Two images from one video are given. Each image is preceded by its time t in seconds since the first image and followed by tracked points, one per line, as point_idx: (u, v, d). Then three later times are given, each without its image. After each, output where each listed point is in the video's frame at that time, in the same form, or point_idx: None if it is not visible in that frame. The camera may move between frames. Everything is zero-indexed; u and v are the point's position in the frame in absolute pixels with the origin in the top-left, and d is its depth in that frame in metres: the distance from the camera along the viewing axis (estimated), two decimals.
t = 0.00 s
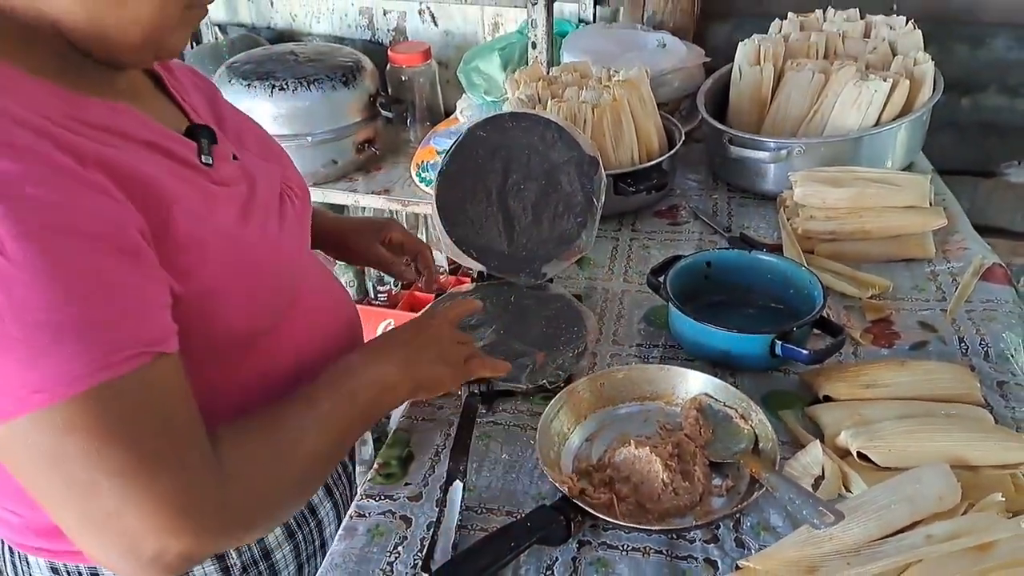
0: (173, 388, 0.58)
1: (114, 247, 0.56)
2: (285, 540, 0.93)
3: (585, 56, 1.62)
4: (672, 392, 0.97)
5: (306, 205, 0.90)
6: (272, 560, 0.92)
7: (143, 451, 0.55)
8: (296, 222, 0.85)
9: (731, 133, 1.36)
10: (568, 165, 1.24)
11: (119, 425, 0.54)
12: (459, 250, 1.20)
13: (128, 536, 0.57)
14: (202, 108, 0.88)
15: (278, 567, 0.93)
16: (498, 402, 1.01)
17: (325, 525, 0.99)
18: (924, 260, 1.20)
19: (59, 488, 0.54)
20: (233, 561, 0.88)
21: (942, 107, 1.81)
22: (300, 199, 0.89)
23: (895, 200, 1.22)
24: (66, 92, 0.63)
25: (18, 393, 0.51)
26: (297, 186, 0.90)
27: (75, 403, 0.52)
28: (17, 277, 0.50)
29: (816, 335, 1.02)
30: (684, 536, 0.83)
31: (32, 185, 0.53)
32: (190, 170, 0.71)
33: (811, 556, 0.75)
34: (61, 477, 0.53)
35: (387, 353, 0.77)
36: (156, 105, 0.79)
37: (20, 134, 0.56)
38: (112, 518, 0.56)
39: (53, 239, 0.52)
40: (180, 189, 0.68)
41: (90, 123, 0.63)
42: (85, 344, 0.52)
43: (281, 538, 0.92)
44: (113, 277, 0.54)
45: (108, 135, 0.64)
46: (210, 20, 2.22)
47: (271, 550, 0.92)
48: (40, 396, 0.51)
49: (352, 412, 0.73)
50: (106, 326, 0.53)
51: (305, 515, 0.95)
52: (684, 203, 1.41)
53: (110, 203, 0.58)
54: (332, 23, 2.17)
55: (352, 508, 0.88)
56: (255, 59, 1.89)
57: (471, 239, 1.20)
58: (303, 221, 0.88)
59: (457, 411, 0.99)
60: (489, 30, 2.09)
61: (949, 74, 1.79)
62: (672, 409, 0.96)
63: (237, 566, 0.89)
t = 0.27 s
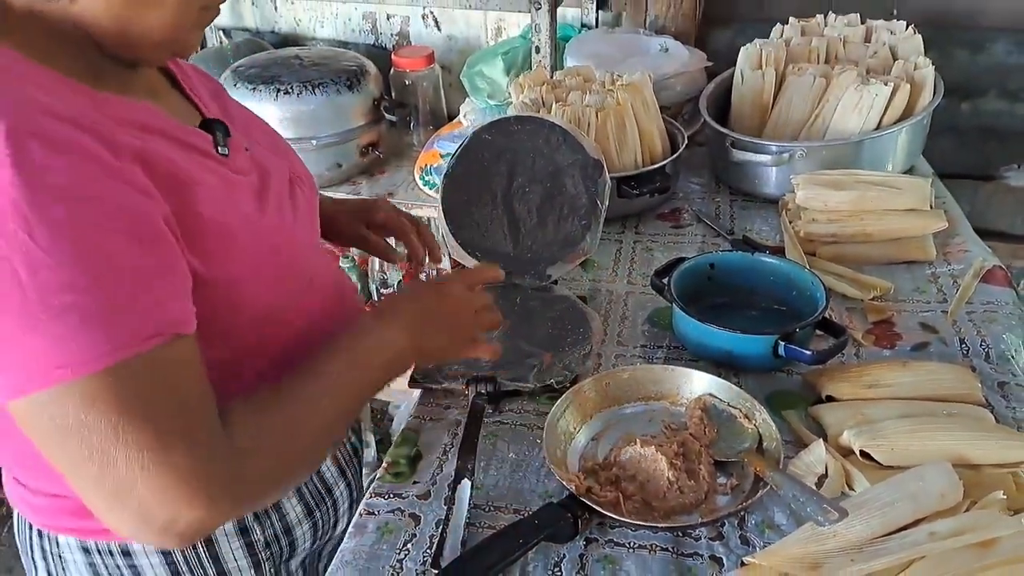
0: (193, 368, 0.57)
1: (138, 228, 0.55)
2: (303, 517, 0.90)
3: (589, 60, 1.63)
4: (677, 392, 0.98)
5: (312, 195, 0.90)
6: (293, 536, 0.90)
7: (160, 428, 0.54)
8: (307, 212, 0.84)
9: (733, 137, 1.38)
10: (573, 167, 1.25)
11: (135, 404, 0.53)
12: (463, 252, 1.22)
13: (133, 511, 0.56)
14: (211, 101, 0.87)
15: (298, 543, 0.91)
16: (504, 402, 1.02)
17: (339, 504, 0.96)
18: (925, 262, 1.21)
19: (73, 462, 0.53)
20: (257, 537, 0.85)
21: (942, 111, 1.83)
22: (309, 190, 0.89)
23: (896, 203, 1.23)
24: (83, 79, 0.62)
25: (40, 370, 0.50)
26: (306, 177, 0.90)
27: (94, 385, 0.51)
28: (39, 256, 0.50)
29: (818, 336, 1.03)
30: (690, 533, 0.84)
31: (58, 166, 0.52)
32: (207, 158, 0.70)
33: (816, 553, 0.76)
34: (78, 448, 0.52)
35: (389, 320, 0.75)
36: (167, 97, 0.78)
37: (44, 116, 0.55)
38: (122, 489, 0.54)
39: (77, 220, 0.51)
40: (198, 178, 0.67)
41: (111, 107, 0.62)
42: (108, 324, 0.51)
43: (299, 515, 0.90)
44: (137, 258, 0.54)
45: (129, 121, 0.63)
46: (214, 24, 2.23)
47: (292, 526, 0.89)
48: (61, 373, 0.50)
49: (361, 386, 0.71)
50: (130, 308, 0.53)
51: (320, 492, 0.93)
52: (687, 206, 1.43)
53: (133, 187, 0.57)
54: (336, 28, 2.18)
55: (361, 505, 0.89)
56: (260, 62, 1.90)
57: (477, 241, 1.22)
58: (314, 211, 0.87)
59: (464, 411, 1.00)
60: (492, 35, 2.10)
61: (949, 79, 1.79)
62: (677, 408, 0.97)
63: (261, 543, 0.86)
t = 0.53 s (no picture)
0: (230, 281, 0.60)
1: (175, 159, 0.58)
2: (303, 466, 0.94)
3: (590, 65, 1.64)
4: (679, 396, 0.99)
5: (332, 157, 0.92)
6: (293, 484, 0.94)
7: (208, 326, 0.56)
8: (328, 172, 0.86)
9: (734, 142, 1.39)
10: (575, 172, 1.27)
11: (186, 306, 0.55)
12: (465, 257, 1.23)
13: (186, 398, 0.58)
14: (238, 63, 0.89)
15: (298, 490, 0.95)
16: (508, 406, 1.03)
17: (341, 461, 0.99)
18: (925, 267, 1.22)
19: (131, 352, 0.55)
20: (256, 480, 0.90)
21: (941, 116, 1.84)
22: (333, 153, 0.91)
23: (897, 208, 1.23)
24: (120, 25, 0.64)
25: (95, 274, 0.53)
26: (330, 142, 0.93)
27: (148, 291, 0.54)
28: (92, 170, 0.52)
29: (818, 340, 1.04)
30: (693, 536, 0.85)
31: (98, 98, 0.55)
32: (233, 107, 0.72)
33: (818, 555, 0.76)
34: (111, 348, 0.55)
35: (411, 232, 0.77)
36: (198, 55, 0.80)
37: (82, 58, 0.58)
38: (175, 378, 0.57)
39: (124, 142, 0.54)
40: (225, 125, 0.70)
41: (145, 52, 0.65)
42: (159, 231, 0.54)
43: (299, 463, 0.93)
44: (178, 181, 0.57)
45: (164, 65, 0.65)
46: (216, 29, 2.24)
47: (292, 474, 0.93)
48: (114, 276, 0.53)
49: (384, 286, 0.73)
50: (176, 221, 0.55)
51: (323, 446, 0.96)
52: (689, 210, 1.44)
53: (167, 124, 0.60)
54: (338, 32, 2.19)
55: (366, 507, 0.90)
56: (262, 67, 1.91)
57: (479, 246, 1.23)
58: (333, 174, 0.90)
59: (468, 414, 1.01)
60: (494, 40, 2.12)
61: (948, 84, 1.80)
62: (679, 412, 0.98)
63: (260, 486, 0.90)
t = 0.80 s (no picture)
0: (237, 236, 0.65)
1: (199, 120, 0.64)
2: (282, 430, 0.99)
3: (588, 70, 1.65)
4: (676, 401, 0.99)
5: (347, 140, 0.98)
6: (271, 447, 0.99)
7: (216, 272, 0.62)
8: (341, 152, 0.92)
9: (731, 147, 1.40)
10: (573, 177, 1.26)
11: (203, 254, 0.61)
12: (462, 260, 1.24)
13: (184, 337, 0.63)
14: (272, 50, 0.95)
15: (276, 452, 1.00)
16: (505, 410, 1.03)
17: (323, 430, 1.04)
18: (922, 272, 1.22)
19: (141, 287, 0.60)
20: (233, 438, 0.96)
21: (938, 120, 1.84)
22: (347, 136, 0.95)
23: (894, 213, 1.24)
24: None
25: (117, 203, 0.58)
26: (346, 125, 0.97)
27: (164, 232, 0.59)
28: (124, 115, 0.58)
29: (815, 345, 1.04)
30: (689, 541, 0.85)
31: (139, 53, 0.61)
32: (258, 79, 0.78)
33: (814, 560, 0.76)
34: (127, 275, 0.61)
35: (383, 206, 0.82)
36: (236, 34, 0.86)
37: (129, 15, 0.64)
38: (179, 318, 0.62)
39: (155, 93, 0.60)
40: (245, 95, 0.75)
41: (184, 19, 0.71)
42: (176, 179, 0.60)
43: (278, 427, 0.98)
44: (197, 140, 0.63)
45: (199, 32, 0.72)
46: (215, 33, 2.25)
47: (270, 436, 0.98)
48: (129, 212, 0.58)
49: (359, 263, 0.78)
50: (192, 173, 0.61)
51: (304, 415, 1.00)
52: (686, 215, 1.44)
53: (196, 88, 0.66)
54: (337, 37, 2.20)
55: (363, 512, 0.90)
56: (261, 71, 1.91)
57: (475, 251, 1.23)
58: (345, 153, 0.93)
59: (465, 419, 1.01)
60: (492, 44, 2.13)
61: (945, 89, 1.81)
62: (676, 417, 0.98)
63: (237, 444, 0.96)
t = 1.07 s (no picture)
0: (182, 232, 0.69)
1: (157, 111, 0.68)
2: (263, 424, 0.97)
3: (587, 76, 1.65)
4: (678, 409, 0.99)
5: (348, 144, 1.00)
6: (250, 439, 0.98)
7: (141, 266, 0.65)
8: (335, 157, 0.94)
9: (731, 153, 1.40)
10: (573, 184, 1.27)
11: (137, 245, 0.65)
12: (463, 268, 1.24)
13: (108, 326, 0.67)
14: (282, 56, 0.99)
15: (256, 445, 0.98)
16: (506, 419, 1.02)
17: (309, 427, 1.02)
18: (923, 279, 1.22)
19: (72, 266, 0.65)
20: (210, 426, 0.95)
21: (937, 126, 1.84)
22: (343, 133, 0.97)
23: (896, 220, 1.23)
24: None
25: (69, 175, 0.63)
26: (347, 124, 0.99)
27: (102, 213, 0.63)
28: (86, 101, 0.63)
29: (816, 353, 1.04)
30: (692, 551, 0.85)
31: (107, 44, 0.67)
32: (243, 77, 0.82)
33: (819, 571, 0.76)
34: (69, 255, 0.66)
35: (356, 227, 0.78)
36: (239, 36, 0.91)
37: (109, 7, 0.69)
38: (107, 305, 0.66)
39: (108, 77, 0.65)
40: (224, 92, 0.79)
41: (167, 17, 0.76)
42: (118, 164, 0.64)
43: (259, 420, 0.97)
44: (151, 132, 0.67)
45: (183, 28, 0.76)
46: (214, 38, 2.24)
47: (249, 428, 0.97)
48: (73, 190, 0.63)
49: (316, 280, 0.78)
50: (138, 158, 0.65)
51: (288, 410, 0.99)
52: (687, 221, 1.44)
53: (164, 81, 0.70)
54: (336, 42, 2.20)
55: (365, 522, 0.90)
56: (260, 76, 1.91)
57: (475, 256, 1.23)
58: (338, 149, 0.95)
59: (467, 428, 1.01)
60: (492, 50, 2.13)
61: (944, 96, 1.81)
62: (677, 425, 0.98)
63: (215, 432, 0.95)
